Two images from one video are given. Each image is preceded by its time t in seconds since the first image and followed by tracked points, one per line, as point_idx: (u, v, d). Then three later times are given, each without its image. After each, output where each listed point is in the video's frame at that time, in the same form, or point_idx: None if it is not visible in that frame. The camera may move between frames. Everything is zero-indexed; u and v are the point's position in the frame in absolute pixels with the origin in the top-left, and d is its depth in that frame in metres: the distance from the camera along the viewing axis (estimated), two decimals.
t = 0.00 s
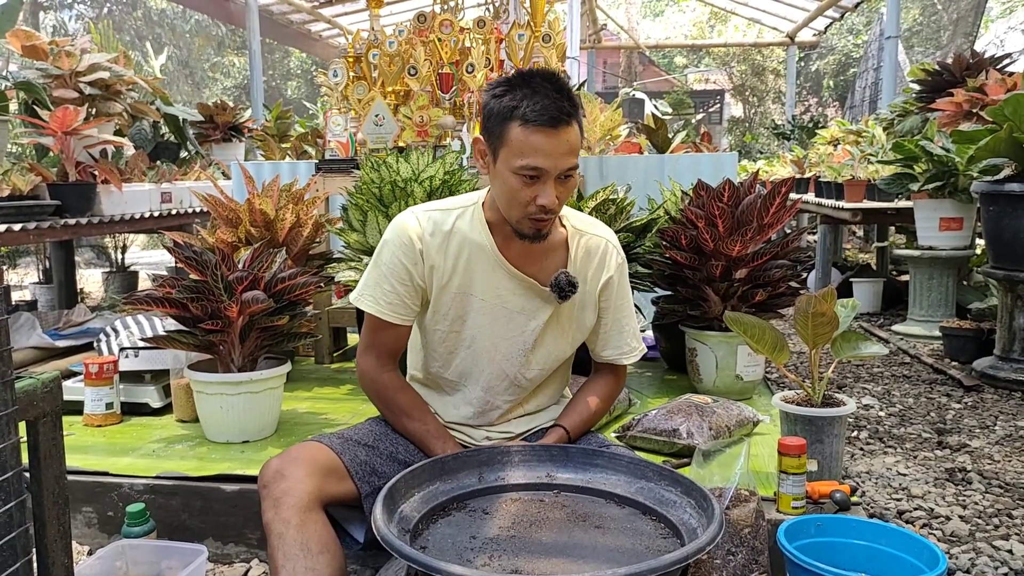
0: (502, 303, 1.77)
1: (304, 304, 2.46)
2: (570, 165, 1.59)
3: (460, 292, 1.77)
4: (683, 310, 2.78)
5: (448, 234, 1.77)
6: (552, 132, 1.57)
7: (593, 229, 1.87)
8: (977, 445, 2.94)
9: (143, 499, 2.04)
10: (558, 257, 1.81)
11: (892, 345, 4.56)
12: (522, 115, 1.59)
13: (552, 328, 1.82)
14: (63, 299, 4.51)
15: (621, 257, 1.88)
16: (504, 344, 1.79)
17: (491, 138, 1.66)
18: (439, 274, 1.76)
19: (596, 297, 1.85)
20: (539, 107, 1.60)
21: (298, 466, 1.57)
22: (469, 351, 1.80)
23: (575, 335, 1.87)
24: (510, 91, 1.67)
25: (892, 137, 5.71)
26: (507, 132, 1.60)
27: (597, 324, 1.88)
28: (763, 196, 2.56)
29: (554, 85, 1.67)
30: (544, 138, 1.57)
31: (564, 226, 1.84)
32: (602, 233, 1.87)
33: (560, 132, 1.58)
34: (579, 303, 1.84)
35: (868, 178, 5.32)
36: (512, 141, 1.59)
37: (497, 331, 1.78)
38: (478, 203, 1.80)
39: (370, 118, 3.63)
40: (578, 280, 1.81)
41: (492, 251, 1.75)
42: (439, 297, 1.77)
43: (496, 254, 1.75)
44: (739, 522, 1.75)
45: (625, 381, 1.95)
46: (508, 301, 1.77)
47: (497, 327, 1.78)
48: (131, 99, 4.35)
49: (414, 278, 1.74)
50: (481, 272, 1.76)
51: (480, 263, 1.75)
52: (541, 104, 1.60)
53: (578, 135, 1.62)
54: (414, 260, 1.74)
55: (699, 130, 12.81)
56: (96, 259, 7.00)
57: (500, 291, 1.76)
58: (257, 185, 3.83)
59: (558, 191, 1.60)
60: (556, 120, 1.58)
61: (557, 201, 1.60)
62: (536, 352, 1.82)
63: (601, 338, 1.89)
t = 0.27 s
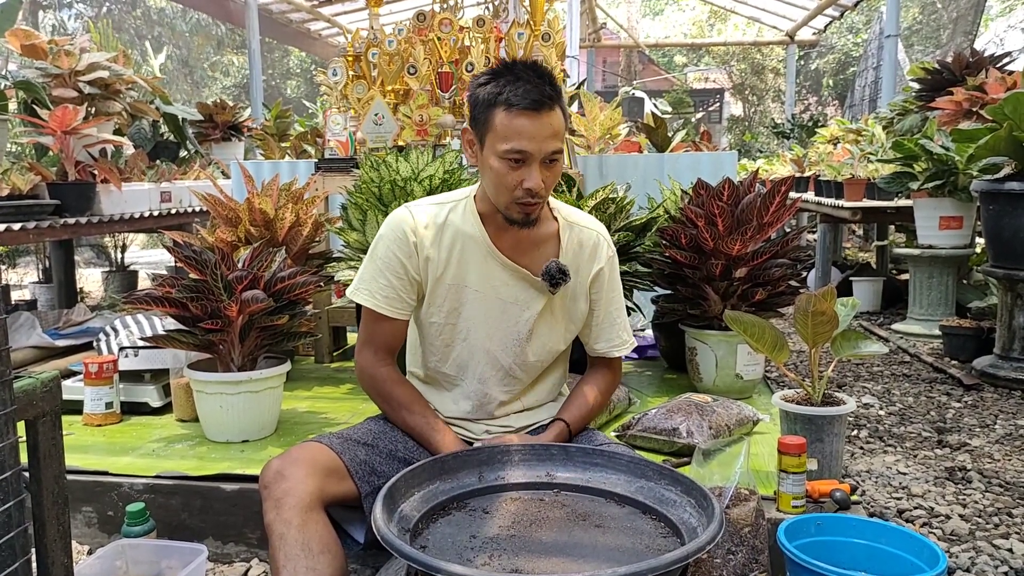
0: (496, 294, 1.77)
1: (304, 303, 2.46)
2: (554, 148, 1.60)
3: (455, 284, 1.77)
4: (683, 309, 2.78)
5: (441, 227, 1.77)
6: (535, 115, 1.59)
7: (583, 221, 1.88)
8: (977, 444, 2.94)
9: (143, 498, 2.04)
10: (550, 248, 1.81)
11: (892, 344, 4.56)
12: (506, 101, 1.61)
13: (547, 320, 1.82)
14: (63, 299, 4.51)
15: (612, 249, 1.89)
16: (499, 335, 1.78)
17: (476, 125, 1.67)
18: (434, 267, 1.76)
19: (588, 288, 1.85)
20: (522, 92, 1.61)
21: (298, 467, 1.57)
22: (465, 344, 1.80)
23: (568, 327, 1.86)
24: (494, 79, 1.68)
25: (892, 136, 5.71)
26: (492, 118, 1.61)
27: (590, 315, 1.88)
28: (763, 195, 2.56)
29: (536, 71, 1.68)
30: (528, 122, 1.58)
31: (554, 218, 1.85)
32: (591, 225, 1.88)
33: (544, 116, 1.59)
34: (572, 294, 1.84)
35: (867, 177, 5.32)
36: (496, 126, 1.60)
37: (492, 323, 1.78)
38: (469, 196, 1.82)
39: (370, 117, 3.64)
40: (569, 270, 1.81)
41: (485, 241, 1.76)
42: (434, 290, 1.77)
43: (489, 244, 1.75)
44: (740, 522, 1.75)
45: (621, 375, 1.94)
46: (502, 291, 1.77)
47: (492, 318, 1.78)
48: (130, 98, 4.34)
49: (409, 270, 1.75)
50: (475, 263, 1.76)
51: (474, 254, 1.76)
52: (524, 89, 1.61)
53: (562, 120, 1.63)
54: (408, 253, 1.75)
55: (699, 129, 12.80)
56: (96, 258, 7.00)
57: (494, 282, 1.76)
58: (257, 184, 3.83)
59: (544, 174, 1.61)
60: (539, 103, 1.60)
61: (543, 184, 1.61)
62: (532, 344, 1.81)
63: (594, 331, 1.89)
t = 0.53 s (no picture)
0: (494, 287, 1.77)
1: (304, 303, 2.46)
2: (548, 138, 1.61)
3: (453, 279, 1.77)
4: (683, 309, 2.78)
5: (438, 224, 1.78)
6: (527, 107, 1.59)
7: (578, 218, 1.88)
8: (977, 444, 2.94)
9: (143, 499, 2.04)
10: (546, 243, 1.82)
11: (892, 344, 4.56)
12: (498, 94, 1.62)
13: (545, 315, 1.82)
14: (63, 299, 4.51)
15: (607, 245, 1.89)
16: (498, 329, 1.78)
17: (470, 120, 1.67)
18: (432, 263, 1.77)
19: (584, 282, 1.85)
20: (514, 85, 1.62)
21: (299, 466, 1.57)
22: (465, 339, 1.80)
23: (566, 322, 1.86)
24: (487, 73, 1.69)
25: (892, 136, 5.71)
26: (484, 111, 1.61)
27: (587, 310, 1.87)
28: (763, 195, 2.56)
29: (528, 65, 1.69)
30: (521, 113, 1.58)
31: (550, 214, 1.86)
32: (586, 221, 1.88)
33: (536, 107, 1.60)
34: (568, 288, 1.84)
35: (867, 177, 5.32)
36: (489, 118, 1.61)
37: (491, 317, 1.78)
38: (466, 193, 1.82)
39: (370, 117, 3.64)
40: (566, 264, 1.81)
41: (481, 236, 1.76)
42: (433, 285, 1.77)
43: (486, 239, 1.76)
44: (739, 521, 1.75)
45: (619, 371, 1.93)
46: (500, 285, 1.77)
47: (490, 312, 1.78)
48: (130, 98, 4.34)
49: (408, 267, 1.75)
50: (473, 258, 1.76)
51: (472, 248, 1.76)
52: (517, 82, 1.62)
53: (553, 112, 1.64)
54: (407, 250, 1.75)
55: (699, 129, 12.79)
56: (96, 258, 7.01)
57: (492, 276, 1.77)
58: (257, 184, 3.83)
59: (538, 165, 1.61)
60: (531, 95, 1.60)
61: (537, 174, 1.61)
62: (530, 338, 1.81)
63: (591, 326, 1.88)
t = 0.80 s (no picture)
0: (495, 288, 1.77)
1: (304, 303, 2.46)
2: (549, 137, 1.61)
3: (454, 280, 1.77)
4: (683, 309, 2.78)
5: (438, 225, 1.78)
6: (527, 106, 1.59)
7: (577, 218, 1.89)
8: (977, 444, 2.94)
9: (144, 498, 2.04)
10: (546, 243, 1.82)
11: (892, 344, 4.56)
12: (498, 93, 1.62)
13: (545, 314, 1.82)
14: (63, 299, 4.51)
15: (607, 245, 1.90)
16: (499, 329, 1.79)
17: (470, 120, 1.68)
18: (432, 265, 1.76)
19: (585, 282, 1.85)
20: (513, 84, 1.62)
21: (300, 466, 1.57)
22: (466, 339, 1.79)
23: (566, 321, 1.86)
24: (487, 73, 1.69)
25: (892, 136, 5.71)
26: (485, 111, 1.62)
27: (587, 310, 1.87)
28: (763, 195, 2.56)
29: (528, 64, 1.69)
30: (521, 112, 1.59)
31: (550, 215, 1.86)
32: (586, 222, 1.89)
33: (536, 106, 1.60)
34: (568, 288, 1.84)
35: (867, 177, 5.32)
36: (489, 118, 1.61)
37: (491, 316, 1.78)
38: (466, 194, 1.82)
39: (370, 117, 3.65)
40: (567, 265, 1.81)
41: (482, 236, 1.76)
42: (433, 287, 1.77)
43: (486, 239, 1.76)
44: (740, 521, 1.75)
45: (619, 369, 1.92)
46: (500, 285, 1.77)
47: (491, 312, 1.78)
48: (130, 98, 4.34)
49: (407, 269, 1.75)
50: (473, 259, 1.76)
51: (472, 249, 1.76)
52: (516, 81, 1.62)
53: (553, 111, 1.64)
54: (406, 254, 1.75)
55: (699, 129, 12.79)
56: (97, 258, 7.01)
57: (493, 277, 1.77)
58: (257, 184, 3.83)
59: (538, 164, 1.62)
60: (531, 95, 1.61)
61: (537, 173, 1.62)
62: (531, 338, 1.81)
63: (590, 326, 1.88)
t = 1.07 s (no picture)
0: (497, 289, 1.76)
1: (304, 303, 2.46)
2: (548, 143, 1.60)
3: (456, 282, 1.77)
4: (683, 309, 2.78)
5: (439, 227, 1.77)
6: (526, 112, 1.58)
7: (579, 218, 1.87)
8: (977, 444, 2.94)
9: (143, 498, 2.04)
10: (547, 244, 1.81)
11: (892, 344, 4.56)
12: (498, 99, 1.61)
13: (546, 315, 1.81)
14: (63, 298, 4.51)
15: (609, 246, 1.88)
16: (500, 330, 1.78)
17: (470, 123, 1.67)
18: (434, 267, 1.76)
19: (586, 283, 1.84)
20: (514, 89, 1.61)
21: (299, 466, 1.57)
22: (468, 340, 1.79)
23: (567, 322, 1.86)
24: (488, 77, 1.68)
25: (892, 135, 5.71)
26: (484, 116, 1.61)
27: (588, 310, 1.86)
28: (763, 195, 2.56)
29: (528, 68, 1.68)
30: (521, 118, 1.58)
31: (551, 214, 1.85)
32: (587, 221, 1.87)
33: (536, 112, 1.59)
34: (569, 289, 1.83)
35: (867, 177, 5.32)
36: (489, 123, 1.60)
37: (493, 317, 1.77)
38: (466, 196, 1.81)
39: (370, 117, 3.65)
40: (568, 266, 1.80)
41: (483, 239, 1.75)
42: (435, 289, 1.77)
43: (487, 241, 1.75)
44: (739, 521, 1.75)
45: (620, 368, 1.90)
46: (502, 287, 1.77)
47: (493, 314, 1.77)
48: (130, 98, 4.34)
49: (409, 271, 1.74)
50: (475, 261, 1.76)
51: (473, 251, 1.76)
52: (516, 87, 1.61)
53: (554, 115, 1.63)
54: (407, 257, 1.74)
55: (699, 128, 12.79)
56: (96, 257, 7.01)
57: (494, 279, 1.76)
58: (257, 183, 3.83)
59: (538, 169, 1.61)
60: (530, 101, 1.60)
61: (537, 179, 1.61)
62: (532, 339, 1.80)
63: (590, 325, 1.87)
